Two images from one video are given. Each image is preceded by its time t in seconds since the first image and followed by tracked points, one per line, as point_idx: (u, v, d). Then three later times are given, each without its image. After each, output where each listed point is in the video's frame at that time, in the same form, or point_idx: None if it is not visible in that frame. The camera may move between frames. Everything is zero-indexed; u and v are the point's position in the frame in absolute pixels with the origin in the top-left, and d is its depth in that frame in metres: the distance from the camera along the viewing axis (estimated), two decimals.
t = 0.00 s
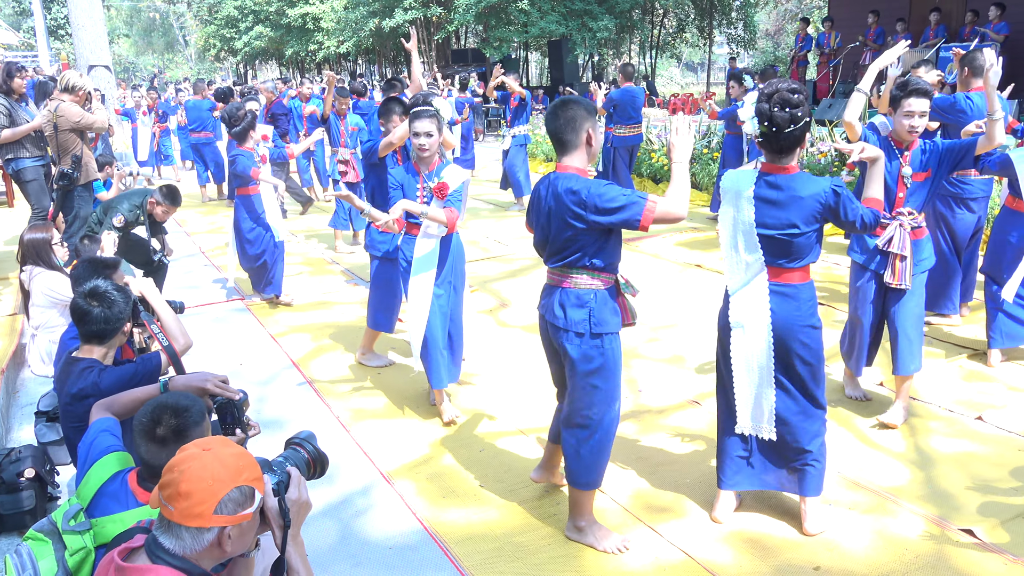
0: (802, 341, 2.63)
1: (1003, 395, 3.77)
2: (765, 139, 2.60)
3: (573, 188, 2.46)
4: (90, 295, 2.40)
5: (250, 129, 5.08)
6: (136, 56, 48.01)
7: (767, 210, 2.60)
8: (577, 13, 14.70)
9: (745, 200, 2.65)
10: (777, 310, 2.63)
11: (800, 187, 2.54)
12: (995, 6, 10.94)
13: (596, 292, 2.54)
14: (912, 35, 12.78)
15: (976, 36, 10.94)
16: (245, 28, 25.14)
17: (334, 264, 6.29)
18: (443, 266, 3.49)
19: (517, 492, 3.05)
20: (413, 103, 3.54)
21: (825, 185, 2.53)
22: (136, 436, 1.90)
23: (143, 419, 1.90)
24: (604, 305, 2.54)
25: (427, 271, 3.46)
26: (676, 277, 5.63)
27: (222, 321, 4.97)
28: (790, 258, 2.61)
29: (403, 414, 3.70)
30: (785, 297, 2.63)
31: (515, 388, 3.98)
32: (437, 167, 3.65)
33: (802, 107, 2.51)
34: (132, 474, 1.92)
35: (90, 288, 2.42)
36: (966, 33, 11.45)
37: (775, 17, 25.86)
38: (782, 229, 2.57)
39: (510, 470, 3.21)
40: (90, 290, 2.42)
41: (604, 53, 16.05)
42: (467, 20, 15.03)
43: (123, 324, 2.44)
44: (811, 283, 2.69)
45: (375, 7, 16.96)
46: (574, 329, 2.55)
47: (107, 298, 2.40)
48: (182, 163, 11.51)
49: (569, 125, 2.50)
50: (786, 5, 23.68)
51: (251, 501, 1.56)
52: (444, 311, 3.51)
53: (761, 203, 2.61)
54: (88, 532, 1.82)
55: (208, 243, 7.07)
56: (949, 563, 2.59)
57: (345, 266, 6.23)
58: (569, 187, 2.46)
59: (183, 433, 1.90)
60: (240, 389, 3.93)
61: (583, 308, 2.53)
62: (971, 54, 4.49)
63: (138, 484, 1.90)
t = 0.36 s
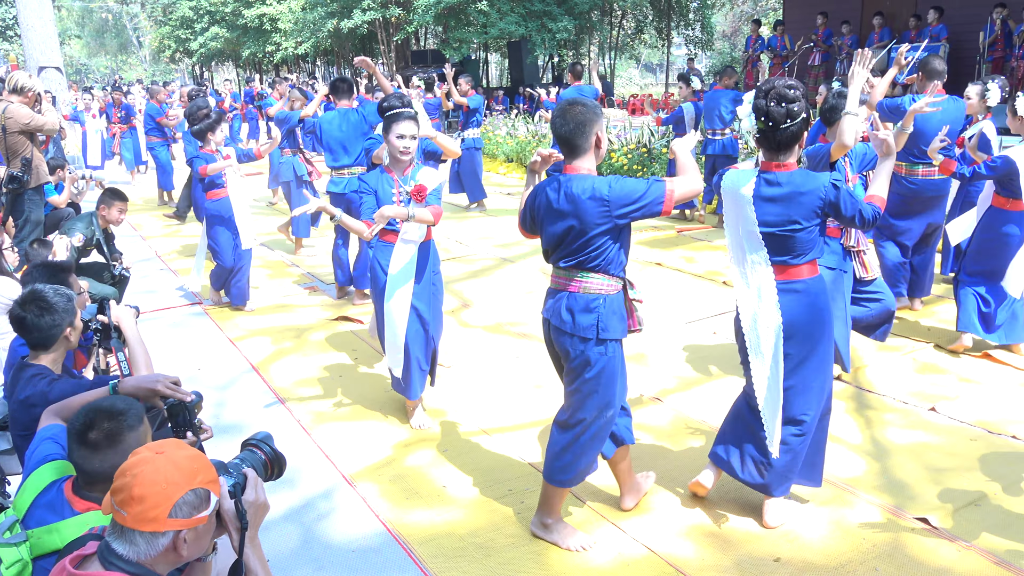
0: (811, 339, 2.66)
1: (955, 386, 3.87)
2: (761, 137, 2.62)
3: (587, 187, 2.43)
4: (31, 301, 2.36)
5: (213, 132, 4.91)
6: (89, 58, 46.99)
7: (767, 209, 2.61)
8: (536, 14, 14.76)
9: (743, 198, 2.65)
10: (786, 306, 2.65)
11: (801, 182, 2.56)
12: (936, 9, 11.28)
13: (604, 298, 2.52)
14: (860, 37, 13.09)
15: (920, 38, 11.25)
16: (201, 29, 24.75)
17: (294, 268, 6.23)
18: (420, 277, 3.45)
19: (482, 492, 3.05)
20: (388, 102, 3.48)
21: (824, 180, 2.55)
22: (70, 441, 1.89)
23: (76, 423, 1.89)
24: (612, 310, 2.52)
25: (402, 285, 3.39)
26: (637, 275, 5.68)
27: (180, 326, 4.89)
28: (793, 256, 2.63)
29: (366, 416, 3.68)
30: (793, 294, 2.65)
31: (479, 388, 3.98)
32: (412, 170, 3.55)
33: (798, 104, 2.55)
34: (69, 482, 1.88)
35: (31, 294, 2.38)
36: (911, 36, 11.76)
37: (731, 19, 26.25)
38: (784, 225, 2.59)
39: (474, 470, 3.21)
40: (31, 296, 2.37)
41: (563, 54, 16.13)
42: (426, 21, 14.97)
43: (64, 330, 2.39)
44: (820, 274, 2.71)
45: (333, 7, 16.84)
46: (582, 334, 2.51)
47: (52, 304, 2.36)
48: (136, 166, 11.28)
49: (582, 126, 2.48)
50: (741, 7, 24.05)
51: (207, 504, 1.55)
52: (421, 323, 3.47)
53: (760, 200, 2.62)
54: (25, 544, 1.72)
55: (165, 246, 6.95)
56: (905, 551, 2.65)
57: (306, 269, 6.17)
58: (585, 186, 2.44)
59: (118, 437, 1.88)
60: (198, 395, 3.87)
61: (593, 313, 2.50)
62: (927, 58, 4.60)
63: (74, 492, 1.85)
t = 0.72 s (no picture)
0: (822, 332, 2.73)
1: (936, 383, 3.91)
2: (791, 130, 2.65)
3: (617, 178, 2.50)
4: (13, 295, 2.39)
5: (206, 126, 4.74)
6: (72, 53, 46.59)
7: (786, 201, 2.70)
8: (522, 12, 14.76)
9: (762, 191, 2.73)
10: (799, 299, 2.73)
11: (818, 175, 2.64)
12: (913, 11, 11.40)
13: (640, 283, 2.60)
14: (842, 38, 13.19)
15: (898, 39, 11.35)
16: (185, 24, 24.58)
17: (278, 265, 6.20)
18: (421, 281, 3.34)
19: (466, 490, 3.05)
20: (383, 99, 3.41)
21: (841, 174, 2.64)
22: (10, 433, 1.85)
23: (15, 414, 1.84)
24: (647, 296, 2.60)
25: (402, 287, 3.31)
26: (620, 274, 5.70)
27: (161, 322, 4.85)
28: (808, 248, 2.71)
29: (348, 414, 3.66)
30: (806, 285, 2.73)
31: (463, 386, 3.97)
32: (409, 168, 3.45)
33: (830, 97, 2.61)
34: (18, 480, 1.88)
35: (13, 287, 2.41)
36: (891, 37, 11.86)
37: (715, 19, 26.38)
38: (799, 217, 2.68)
39: (457, 467, 3.21)
40: (12, 290, 2.41)
41: (548, 52, 16.15)
42: (411, 19, 14.94)
43: (49, 322, 2.43)
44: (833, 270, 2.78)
45: (317, 4, 16.77)
46: (616, 318, 2.60)
47: (32, 297, 2.40)
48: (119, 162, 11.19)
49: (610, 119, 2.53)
50: (725, 7, 24.16)
51: (184, 499, 1.54)
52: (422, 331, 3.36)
53: (779, 194, 2.71)
54: None
55: (146, 243, 6.90)
56: (885, 548, 2.67)
57: (289, 267, 6.14)
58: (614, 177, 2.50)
59: (53, 429, 1.83)
60: (179, 391, 3.85)
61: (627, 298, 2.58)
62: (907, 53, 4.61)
63: (23, 489, 1.85)
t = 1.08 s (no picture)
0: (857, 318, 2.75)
1: (932, 380, 3.92)
2: (829, 118, 2.68)
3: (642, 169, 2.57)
4: (24, 288, 2.38)
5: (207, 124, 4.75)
6: (67, 51, 46.47)
7: (825, 188, 2.72)
8: (517, 10, 14.76)
9: (800, 177, 2.76)
10: (836, 282, 2.76)
11: (859, 160, 2.67)
12: (908, 8, 11.40)
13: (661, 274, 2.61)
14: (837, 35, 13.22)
15: (892, 36, 11.38)
16: (180, 22, 24.53)
17: (274, 262, 6.19)
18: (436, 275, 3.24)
19: (462, 488, 3.05)
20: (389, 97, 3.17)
21: (878, 159, 2.68)
22: None
23: None
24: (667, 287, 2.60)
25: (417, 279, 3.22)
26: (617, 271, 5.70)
27: (157, 320, 4.85)
28: (848, 233, 2.73)
29: (345, 411, 3.66)
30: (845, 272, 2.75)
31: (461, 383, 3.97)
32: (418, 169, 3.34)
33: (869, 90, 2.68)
34: None
35: (24, 280, 2.40)
36: (886, 34, 11.88)
37: (711, 16, 26.40)
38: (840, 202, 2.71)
39: (455, 464, 3.21)
40: (25, 283, 2.40)
41: (544, 50, 16.17)
42: (407, 16, 14.91)
43: (63, 315, 2.43)
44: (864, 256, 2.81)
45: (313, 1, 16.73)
46: (634, 306, 2.65)
47: (45, 290, 2.39)
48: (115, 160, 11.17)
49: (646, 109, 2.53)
50: (721, 4, 24.18)
51: (182, 497, 1.53)
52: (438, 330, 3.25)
53: (818, 181, 2.73)
54: None
55: (142, 241, 6.89)
56: (882, 543, 2.68)
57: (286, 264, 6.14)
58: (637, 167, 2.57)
59: (10, 419, 1.84)
60: (175, 389, 3.84)
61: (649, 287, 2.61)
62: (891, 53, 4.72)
63: None
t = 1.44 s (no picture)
0: (893, 311, 2.88)
1: (936, 376, 3.92)
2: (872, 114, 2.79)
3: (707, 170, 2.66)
4: (41, 291, 2.39)
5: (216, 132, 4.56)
6: (69, 57, 46.61)
7: (869, 182, 2.85)
8: (517, 10, 14.77)
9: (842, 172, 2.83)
10: (875, 276, 2.88)
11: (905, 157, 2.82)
12: (913, 4, 11.36)
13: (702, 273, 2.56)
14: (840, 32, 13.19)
15: (897, 32, 11.34)
16: (181, 26, 24.59)
17: (277, 265, 6.20)
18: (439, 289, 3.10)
19: (466, 489, 3.05)
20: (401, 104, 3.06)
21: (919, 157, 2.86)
22: None
23: None
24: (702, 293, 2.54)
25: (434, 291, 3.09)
26: (619, 270, 5.70)
27: (161, 325, 4.86)
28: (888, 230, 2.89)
29: (349, 413, 3.67)
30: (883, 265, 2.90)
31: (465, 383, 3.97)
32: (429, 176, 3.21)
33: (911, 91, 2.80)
34: None
35: (41, 284, 2.41)
36: (890, 30, 11.85)
37: (712, 14, 26.36)
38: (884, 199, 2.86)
39: (463, 465, 3.22)
40: (44, 286, 2.41)
41: (544, 50, 16.17)
42: (408, 18, 14.91)
43: (79, 318, 2.43)
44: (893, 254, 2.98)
45: (313, 4, 16.75)
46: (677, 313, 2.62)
47: (61, 293, 2.40)
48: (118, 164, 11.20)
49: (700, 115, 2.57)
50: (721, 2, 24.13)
51: (188, 500, 1.54)
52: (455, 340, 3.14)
53: (865, 174, 2.84)
54: None
55: (145, 245, 6.91)
56: (887, 540, 2.68)
57: (289, 267, 6.15)
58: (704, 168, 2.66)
59: None
60: (180, 393, 3.85)
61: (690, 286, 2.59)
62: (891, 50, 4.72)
63: None
